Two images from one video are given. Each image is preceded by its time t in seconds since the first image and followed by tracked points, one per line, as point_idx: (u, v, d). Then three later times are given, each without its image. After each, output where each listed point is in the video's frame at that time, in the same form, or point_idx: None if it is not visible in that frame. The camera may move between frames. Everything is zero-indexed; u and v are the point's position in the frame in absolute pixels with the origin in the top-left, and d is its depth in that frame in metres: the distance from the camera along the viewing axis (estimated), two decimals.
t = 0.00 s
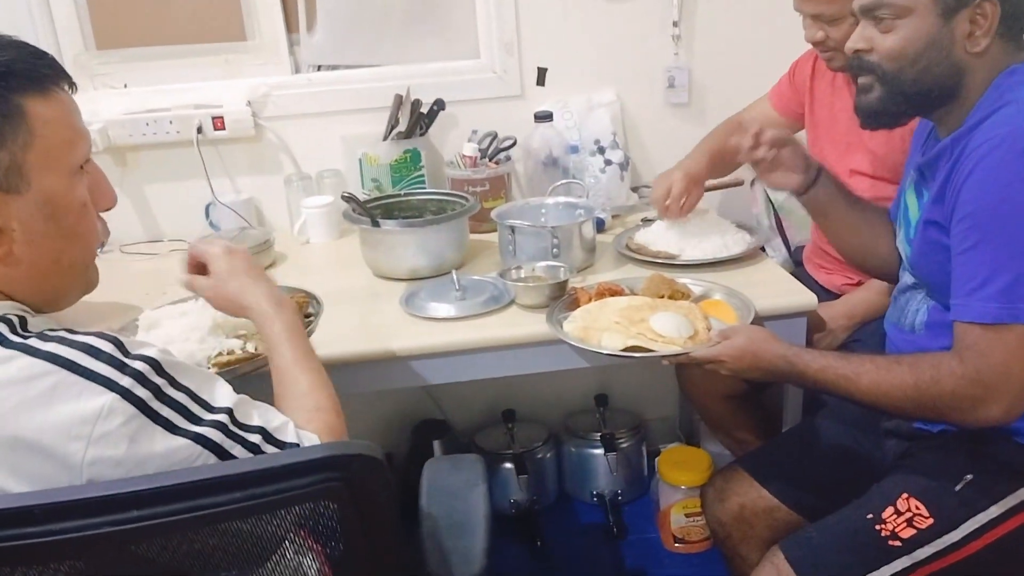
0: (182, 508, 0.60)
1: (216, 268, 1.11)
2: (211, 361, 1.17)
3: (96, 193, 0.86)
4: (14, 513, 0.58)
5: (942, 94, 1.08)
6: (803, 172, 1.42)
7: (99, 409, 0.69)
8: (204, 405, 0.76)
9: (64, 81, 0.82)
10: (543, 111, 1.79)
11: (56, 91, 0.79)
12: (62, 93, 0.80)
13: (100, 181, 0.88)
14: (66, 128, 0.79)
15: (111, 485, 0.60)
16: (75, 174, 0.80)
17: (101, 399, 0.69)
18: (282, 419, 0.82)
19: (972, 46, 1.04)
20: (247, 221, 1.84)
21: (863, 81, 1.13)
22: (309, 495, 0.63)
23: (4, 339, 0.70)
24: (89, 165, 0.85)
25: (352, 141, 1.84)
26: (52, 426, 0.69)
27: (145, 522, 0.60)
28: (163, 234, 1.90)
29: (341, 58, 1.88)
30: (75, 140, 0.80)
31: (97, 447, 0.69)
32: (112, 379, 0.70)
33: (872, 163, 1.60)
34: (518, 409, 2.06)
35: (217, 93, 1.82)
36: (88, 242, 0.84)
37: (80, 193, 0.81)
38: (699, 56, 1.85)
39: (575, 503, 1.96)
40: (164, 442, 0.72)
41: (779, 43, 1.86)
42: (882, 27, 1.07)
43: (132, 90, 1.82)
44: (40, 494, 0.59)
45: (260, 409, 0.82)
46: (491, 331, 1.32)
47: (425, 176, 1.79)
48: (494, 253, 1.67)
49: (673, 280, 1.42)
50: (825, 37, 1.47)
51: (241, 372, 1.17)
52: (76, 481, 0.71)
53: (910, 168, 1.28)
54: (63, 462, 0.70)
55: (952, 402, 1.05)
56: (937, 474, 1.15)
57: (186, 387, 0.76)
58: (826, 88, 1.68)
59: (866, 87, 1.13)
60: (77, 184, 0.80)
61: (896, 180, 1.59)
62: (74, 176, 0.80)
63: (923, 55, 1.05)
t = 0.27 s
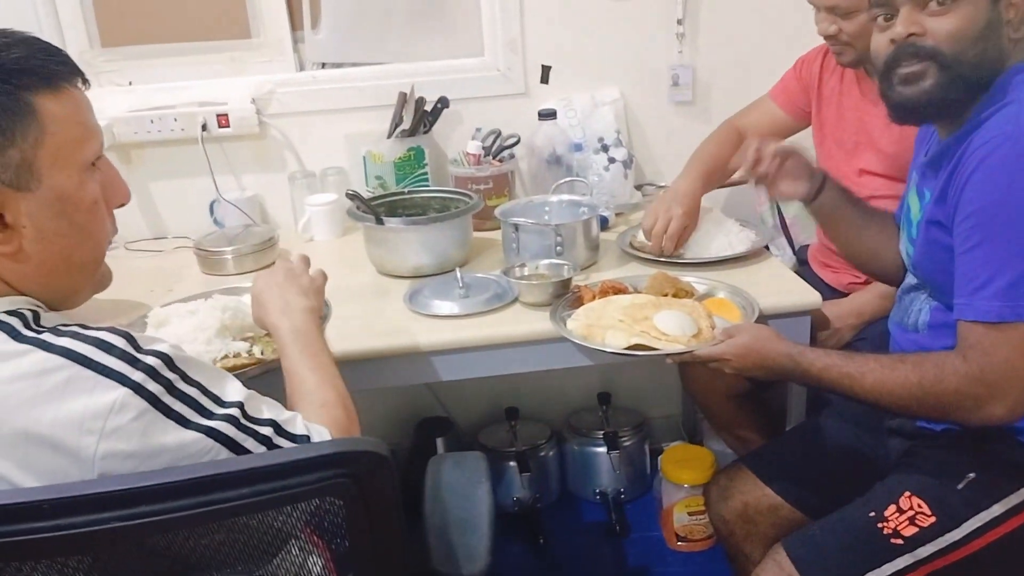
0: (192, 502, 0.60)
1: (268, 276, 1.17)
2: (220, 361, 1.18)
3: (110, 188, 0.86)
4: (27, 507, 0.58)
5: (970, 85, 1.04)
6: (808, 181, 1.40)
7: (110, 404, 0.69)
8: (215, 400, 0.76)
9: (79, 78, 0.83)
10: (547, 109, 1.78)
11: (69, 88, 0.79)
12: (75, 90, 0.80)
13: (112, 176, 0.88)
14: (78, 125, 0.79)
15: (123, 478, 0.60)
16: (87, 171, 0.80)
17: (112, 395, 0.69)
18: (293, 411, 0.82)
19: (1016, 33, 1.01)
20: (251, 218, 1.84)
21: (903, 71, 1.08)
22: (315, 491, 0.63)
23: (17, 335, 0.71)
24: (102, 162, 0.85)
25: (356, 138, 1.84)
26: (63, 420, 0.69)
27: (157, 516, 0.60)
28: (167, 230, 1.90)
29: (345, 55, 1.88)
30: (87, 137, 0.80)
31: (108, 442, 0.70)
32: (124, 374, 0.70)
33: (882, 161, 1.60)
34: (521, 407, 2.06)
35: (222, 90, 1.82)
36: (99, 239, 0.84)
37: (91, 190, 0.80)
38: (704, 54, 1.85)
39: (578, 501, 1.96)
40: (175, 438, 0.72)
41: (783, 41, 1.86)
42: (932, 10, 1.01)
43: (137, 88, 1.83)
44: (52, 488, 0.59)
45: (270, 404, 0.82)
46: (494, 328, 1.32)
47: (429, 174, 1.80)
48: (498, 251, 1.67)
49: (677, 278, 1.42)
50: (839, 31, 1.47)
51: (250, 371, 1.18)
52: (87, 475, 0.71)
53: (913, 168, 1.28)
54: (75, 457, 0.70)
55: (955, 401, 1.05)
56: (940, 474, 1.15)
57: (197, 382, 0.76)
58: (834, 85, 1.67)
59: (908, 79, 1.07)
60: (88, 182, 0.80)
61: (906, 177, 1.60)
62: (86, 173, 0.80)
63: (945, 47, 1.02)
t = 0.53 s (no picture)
0: (198, 504, 0.60)
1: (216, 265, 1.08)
2: (226, 359, 1.17)
3: (119, 188, 0.85)
4: (32, 507, 0.58)
5: (980, 84, 1.03)
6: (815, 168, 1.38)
7: (115, 407, 0.69)
8: (220, 405, 0.75)
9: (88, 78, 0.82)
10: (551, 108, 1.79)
11: (80, 87, 0.79)
12: (85, 89, 0.80)
13: (121, 176, 0.87)
14: (91, 124, 0.79)
15: (130, 480, 0.60)
16: (99, 170, 0.80)
17: (119, 397, 0.69)
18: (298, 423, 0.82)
19: None
20: (257, 218, 1.84)
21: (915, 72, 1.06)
22: (320, 492, 0.63)
23: (24, 335, 0.71)
24: (111, 162, 0.84)
25: (361, 138, 1.84)
26: (69, 422, 0.69)
27: (163, 518, 0.60)
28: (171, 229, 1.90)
29: (350, 55, 1.88)
30: (99, 136, 0.80)
31: (113, 444, 0.69)
32: (130, 377, 0.69)
33: (890, 162, 1.60)
34: (525, 407, 2.05)
35: (227, 90, 1.82)
36: (111, 237, 0.84)
37: (104, 188, 0.80)
38: (710, 53, 1.84)
39: (583, 501, 1.95)
40: (180, 441, 0.71)
41: (789, 40, 1.85)
42: (944, 9, 1.00)
43: (142, 86, 1.83)
44: (58, 488, 0.59)
45: (275, 412, 0.82)
46: (499, 329, 1.31)
47: (434, 174, 1.79)
48: (503, 251, 1.66)
49: (682, 278, 1.41)
50: (851, 29, 1.46)
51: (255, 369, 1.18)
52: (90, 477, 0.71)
53: (920, 169, 1.27)
54: (79, 458, 0.70)
55: (962, 403, 1.04)
56: (947, 476, 1.14)
57: (202, 386, 0.76)
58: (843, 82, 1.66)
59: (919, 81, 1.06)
60: (101, 180, 0.80)
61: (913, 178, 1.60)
62: (98, 173, 0.80)
63: (956, 45, 1.01)
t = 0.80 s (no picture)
0: (195, 510, 0.60)
1: (222, 266, 1.07)
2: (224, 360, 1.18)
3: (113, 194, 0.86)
4: (31, 514, 0.58)
5: (981, 90, 1.03)
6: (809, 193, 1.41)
7: (111, 415, 0.69)
8: (217, 413, 0.76)
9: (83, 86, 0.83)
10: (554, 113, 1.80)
11: (74, 94, 0.79)
12: (80, 96, 0.80)
13: (115, 183, 0.88)
14: (85, 130, 0.79)
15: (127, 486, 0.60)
16: (93, 177, 0.81)
17: (115, 404, 0.69)
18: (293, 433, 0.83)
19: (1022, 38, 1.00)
20: (260, 222, 1.85)
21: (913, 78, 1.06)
22: (321, 496, 0.63)
23: (21, 342, 0.71)
24: (107, 168, 0.85)
25: (363, 143, 1.85)
26: (66, 429, 0.69)
27: (160, 524, 0.60)
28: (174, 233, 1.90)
29: (353, 59, 1.88)
30: (94, 143, 0.80)
31: (110, 451, 0.70)
32: (126, 385, 0.70)
33: (893, 166, 1.60)
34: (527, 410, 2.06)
35: (231, 95, 1.83)
36: (104, 242, 0.84)
37: (99, 194, 0.81)
38: (712, 58, 1.85)
39: (585, 505, 1.95)
40: (176, 450, 0.72)
41: (791, 45, 1.86)
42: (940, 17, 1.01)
43: (146, 91, 1.83)
44: (56, 495, 0.60)
45: (275, 422, 0.82)
46: (501, 333, 1.32)
47: (437, 178, 1.80)
48: (504, 254, 1.67)
49: (683, 283, 1.41)
50: (857, 29, 1.46)
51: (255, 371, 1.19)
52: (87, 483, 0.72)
53: (922, 173, 1.27)
54: (76, 465, 0.70)
55: (963, 408, 1.04)
56: (948, 481, 1.15)
57: (198, 394, 0.76)
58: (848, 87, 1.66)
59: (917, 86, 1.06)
60: (96, 186, 0.81)
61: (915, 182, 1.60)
62: (93, 179, 0.80)
63: (953, 52, 1.01)
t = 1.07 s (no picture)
0: (194, 516, 0.60)
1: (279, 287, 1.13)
2: (230, 371, 1.19)
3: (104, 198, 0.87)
4: (29, 519, 0.58)
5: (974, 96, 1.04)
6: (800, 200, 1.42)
7: (109, 424, 0.69)
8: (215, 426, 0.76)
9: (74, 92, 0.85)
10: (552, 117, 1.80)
11: (68, 98, 0.81)
12: (73, 100, 0.82)
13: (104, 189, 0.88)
14: (80, 132, 0.81)
15: (127, 491, 0.60)
16: (87, 179, 0.82)
17: (113, 413, 0.69)
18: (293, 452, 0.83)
19: (995, 51, 1.01)
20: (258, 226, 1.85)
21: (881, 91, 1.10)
22: (319, 501, 0.63)
23: (20, 350, 0.71)
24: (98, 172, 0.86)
25: (363, 147, 1.85)
26: (65, 436, 0.69)
27: (158, 530, 0.60)
28: (173, 237, 1.90)
29: (352, 64, 1.88)
30: (88, 145, 0.82)
31: (107, 459, 0.70)
32: (125, 395, 0.70)
33: (890, 170, 1.60)
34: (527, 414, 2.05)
35: (230, 99, 1.83)
36: (97, 244, 0.85)
37: (93, 196, 0.82)
38: (711, 62, 1.85)
39: (584, 509, 1.95)
40: (174, 460, 0.72)
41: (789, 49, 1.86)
42: (904, 34, 1.02)
43: (145, 95, 1.83)
44: (55, 500, 0.59)
45: (274, 443, 0.82)
46: (500, 337, 1.32)
47: (436, 182, 1.80)
48: (504, 258, 1.67)
49: (683, 287, 1.41)
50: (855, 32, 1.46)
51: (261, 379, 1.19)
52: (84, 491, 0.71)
53: (921, 178, 1.27)
54: (73, 473, 0.70)
55: (962, 412, 1.04)
56: (947, 485, 1.14)
57: (196, 405, 0.76)
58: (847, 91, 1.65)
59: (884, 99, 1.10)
60: (91, 187, 0.82)
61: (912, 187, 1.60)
62: (88, 180, 0.82)
63: (949, 57, 1.01)
